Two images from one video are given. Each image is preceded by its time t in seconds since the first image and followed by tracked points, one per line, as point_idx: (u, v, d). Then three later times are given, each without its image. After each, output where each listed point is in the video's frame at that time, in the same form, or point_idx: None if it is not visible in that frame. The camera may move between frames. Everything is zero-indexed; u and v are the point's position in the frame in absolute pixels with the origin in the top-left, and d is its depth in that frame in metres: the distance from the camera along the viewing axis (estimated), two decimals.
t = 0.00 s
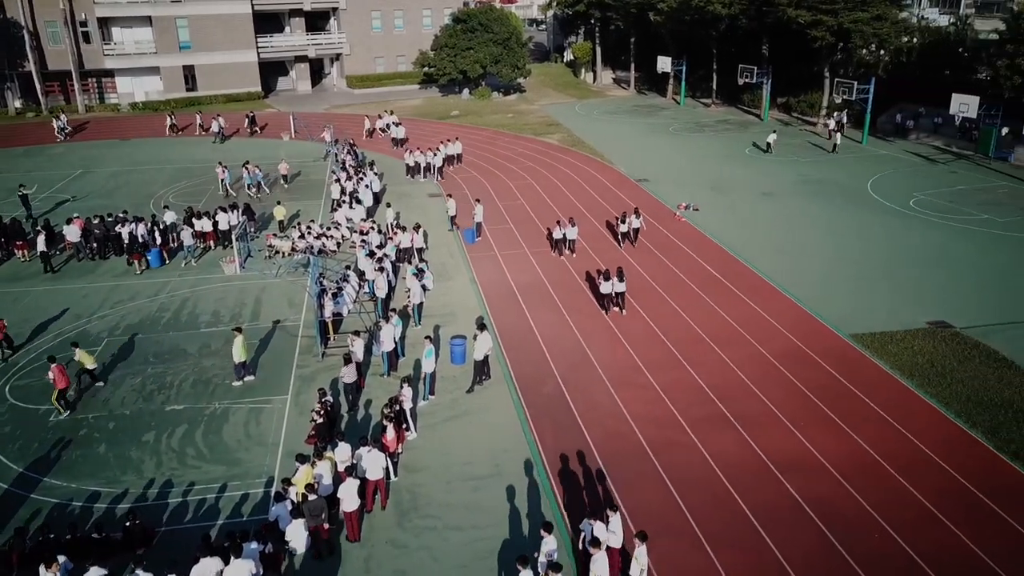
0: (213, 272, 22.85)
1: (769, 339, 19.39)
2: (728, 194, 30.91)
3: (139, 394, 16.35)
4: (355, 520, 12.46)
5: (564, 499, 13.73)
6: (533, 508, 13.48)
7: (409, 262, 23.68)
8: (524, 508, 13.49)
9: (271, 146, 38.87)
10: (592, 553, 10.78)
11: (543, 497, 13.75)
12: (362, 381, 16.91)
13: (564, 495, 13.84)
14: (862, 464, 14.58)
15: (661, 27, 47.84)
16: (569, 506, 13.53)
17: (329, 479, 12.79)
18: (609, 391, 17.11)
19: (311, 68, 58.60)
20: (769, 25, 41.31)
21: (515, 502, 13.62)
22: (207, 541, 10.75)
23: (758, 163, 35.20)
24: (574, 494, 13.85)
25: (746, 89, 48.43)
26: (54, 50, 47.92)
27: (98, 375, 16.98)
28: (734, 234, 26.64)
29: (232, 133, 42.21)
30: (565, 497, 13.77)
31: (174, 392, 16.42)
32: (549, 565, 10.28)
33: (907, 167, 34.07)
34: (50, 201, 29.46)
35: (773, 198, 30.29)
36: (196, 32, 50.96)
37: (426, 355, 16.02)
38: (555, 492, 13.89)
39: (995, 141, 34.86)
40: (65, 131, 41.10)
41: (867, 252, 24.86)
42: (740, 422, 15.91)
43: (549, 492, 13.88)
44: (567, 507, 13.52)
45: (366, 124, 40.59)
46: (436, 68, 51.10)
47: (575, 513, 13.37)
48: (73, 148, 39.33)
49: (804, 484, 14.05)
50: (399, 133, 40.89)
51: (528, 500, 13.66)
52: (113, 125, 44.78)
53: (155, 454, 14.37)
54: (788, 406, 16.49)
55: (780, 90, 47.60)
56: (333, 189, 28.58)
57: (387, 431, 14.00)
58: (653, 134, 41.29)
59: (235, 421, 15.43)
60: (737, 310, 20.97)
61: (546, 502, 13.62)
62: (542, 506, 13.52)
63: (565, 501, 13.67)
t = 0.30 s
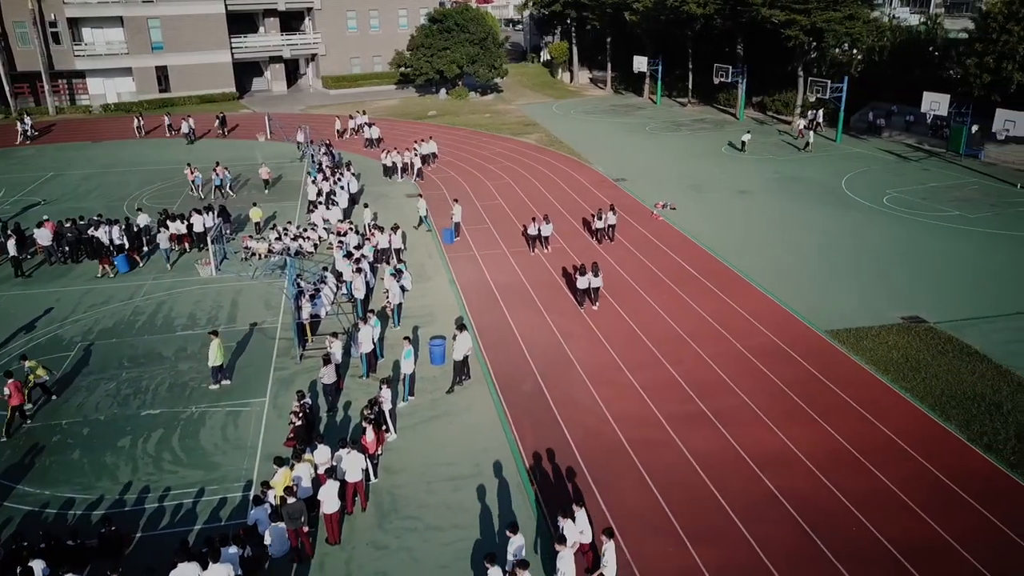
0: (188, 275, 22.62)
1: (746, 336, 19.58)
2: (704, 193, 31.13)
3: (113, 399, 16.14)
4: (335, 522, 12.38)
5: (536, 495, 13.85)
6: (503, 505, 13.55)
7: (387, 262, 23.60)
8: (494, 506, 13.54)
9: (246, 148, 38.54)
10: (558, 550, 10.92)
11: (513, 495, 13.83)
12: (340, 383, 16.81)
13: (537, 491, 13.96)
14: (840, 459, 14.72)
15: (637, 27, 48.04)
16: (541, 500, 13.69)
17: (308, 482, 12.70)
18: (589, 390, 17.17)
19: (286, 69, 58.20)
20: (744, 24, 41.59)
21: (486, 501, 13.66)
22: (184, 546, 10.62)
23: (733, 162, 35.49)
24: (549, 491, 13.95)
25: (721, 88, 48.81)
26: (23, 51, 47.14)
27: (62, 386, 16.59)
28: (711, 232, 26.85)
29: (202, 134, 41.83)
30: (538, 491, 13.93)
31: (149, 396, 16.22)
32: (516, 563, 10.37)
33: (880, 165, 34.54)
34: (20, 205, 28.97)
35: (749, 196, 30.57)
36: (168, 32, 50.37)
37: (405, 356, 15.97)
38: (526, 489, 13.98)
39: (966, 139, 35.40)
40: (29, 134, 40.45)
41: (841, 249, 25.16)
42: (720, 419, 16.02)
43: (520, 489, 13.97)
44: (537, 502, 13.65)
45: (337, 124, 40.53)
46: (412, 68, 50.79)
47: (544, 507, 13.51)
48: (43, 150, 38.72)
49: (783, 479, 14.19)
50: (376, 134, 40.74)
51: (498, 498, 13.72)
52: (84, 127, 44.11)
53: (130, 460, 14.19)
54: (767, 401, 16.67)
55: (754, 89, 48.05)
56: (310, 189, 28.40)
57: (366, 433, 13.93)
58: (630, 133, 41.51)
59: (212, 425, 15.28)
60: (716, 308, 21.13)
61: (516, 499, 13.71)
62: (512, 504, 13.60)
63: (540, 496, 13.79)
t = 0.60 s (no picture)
0: (169, 277, 22.44)
1: (729, 333, 19.71)
2: (686, 192, 31.30)
3: (93, 403, 15.98)
4: (319, 524, 12.33)
5: (509, 492, 13.95)
6: (475, 503, 13.59)
7: (370, 263, 23.53)
8: (468, 504, 13.57)
9: (226, 149, 38.27)
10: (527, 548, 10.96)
11: (486, 492, 13.90)
12: (324, 384, 16.75)
13: (511, 488, 14.05)
14: (824, 456, 14.83)
15: (618, 27, 48.25)
16: (515, 496, 13.81)
17: (292, 484, 12.65)
18: (573, 389, 17.20)
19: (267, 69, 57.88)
20: (724, 24, 41.85)
21: (459, 500, 13.67)
22: (167, 550, 10.53)
23: (715, 161, 35.71)
24: (528, 489, 13.98)
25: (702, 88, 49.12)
26: None
27: (39, 395, 16.21)
28: (693, 231, 27.00)
29: (177, 135, 41.51)
30: (511, 488, 14.04)
31: (130, 400, 16.07)
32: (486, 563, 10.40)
33: (859, 164, 34.89)
34: None
35: (731, 195, 30.77)
36: (146, 33, 49.88)
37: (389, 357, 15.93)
38: (500, 487, 14.05)
39: (943, 137, 35.85)
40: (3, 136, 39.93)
41: (822, 247, 25.39)
42: (704, 417, 16.11)
43: (493, 487, 14.02)
44: (509, 498, 13.75)
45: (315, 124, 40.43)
46: (394, 69, 50.52)
47: (515, 503, 13.62)
48: (19, 152, 38.23)
49: (767, 476, 14.29)
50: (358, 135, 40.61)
51: (472, 496, 13.74)
52: (61, 128, 43.60)
53: (111, 464, 14.06)
54: (750, 398, 16.80)
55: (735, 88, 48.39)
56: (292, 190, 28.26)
57: (351, 434, 13.88)
58: (612, 133, 41.66)
59: (194, 428, 15.17)
60: (699, 306, 21.25)
61: (487, 497, 13.76)
62: (484, 501, 13.65)
63: (522, 495, 13.82)
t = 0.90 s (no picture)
0: (153, 279, 22.30)
1: (716, 332, 19.80)
2: (672, 191, 31.42)
3: (78, 406, 15.84)
4: (307, 526, 12.28)
5: (489, 491, 13.98)
6: (454, 504, 13.58)
7: (356, 264, 23.46)
8: (448, 505, 13.57)
9: (211, 150, 38.04)
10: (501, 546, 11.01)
11: (467, 492, 13.91)
12: (310, 386, 16.68)
13: (493, 487, 14.07)
14: (810, 453, 14.94)
15: (603, 26, 48.40)
16: (496, 494, 13.84)
17: (279, 485, 12.60)
18: (561, 389, 17.23)
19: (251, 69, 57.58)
20: (709, 24, 42.05)
21: (438, 500, 13.67)
22: (152, 553, 10.46)
23: (701, 161, 35.86)
24: (514, 489, 13.98)
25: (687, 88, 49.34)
26: None
27: (25, 401, 16.07)
28: (680, 230, 27.11)
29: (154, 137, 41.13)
30: (492, 487, 14.06)
31: (115, 403, 15.95)
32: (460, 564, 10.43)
33: (843, 162, 35.16)
34: None
35: (717, 194, 30.92)
36: (129, 33, 49.50)
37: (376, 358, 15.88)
38: (481, 486, 14.07)
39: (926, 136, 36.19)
40: None
41: (807, 245, 25.56)
42: (691, 415, 16.19)
43: (479, 487, 14.02)
44: (490, 497, 13.77)
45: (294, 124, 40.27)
46: (379, 69, 50.49)
47: (493, 502, 13.64)
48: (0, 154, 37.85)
49: (755, 474, 14.37)
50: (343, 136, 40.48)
51: (457, 496, 13.74)
52: (43, 130, 43.19)
53: (96, 468, 13.94)
54: (737, 397, 16.89)
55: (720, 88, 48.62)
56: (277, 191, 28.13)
57: (338, 435, 13.84)
58: (598, 132, 41.75)
59: (180, 431, 15.08)
60: (685, 305, 21.34)
61: (467, 496, 13.76)
62: (470, 502, 13.64)
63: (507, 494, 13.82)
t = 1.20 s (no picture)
0: (140, 281, 22.18)
1: (704, 332, 19.88)
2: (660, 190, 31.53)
3: (64, 410, 15.72)
4: (295, 528, 12.26)
5: (475, 491, 14.00)
6: (437, 504, 13.60)
7: (344, 265, 23.41)
8: (435, 505, 13.57)
9: (197, 151, 37.84)
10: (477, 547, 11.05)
11: (454, 492, 13.92)
12: (298, 387, 16.63)
13: (479, 488, 14.09)
14: (797, 451, 15.05)
15: (591, 26, 48.55)
16: (482, 494, 13.87)
17: (267, 487, 12.60)
18: (550, 389, 17.26)
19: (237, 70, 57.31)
20: (696, 24, 42.25)
21: (418, 499, 13.70)
22: (140, 557, 10.43)
23: (688, 160, 36.00)
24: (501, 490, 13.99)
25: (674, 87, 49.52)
26: None
27: (11, 404, 15.95)
28: (668, 229, 27.21)
29: (136, 138, 40.83)
30: (478, 487, 14.08)
31: (101, 406, 15.84)
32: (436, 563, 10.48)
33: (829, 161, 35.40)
34: None
35: (704, 194, 31.05)
36: (113, 34, 49.12)
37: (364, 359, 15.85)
38: (467, 487, 14.08)
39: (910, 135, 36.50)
40: None
41: (793, 244, 25.72)
42: (679, 414, 16.27)
43: (467, 487, 14.03)
44: (475, 497, 13.80)
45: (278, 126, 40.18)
46: (366, 69, 50.40)
47: (477, 502, 13.67)
48: None
49: (743, 472, 14.46)
50: (330, 137, 40.36)
51: (444, 496, 13.76)
52: (26, 131, 42.80)
53: (82, 471, 13.85)
54: (725, 395, 16.98)
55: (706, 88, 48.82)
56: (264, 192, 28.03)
57: (327, 438, 13.81)
58: (585, 132, 41.84)
59: (167, 434, 14.99)
60: (673, 304, 21.42)
61: (453, 497, 13.76)
62: (457, 502, 13.65)
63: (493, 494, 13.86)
